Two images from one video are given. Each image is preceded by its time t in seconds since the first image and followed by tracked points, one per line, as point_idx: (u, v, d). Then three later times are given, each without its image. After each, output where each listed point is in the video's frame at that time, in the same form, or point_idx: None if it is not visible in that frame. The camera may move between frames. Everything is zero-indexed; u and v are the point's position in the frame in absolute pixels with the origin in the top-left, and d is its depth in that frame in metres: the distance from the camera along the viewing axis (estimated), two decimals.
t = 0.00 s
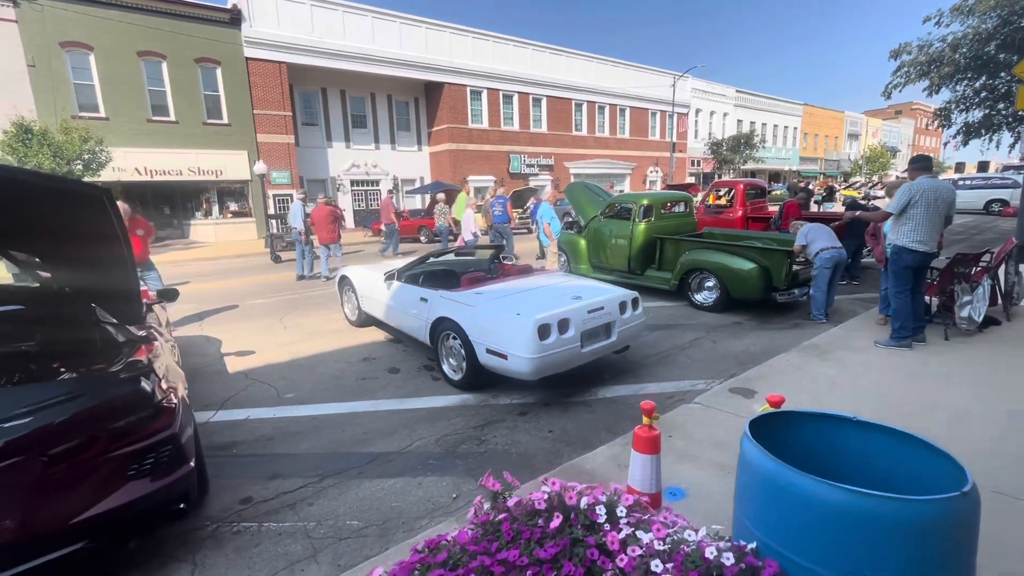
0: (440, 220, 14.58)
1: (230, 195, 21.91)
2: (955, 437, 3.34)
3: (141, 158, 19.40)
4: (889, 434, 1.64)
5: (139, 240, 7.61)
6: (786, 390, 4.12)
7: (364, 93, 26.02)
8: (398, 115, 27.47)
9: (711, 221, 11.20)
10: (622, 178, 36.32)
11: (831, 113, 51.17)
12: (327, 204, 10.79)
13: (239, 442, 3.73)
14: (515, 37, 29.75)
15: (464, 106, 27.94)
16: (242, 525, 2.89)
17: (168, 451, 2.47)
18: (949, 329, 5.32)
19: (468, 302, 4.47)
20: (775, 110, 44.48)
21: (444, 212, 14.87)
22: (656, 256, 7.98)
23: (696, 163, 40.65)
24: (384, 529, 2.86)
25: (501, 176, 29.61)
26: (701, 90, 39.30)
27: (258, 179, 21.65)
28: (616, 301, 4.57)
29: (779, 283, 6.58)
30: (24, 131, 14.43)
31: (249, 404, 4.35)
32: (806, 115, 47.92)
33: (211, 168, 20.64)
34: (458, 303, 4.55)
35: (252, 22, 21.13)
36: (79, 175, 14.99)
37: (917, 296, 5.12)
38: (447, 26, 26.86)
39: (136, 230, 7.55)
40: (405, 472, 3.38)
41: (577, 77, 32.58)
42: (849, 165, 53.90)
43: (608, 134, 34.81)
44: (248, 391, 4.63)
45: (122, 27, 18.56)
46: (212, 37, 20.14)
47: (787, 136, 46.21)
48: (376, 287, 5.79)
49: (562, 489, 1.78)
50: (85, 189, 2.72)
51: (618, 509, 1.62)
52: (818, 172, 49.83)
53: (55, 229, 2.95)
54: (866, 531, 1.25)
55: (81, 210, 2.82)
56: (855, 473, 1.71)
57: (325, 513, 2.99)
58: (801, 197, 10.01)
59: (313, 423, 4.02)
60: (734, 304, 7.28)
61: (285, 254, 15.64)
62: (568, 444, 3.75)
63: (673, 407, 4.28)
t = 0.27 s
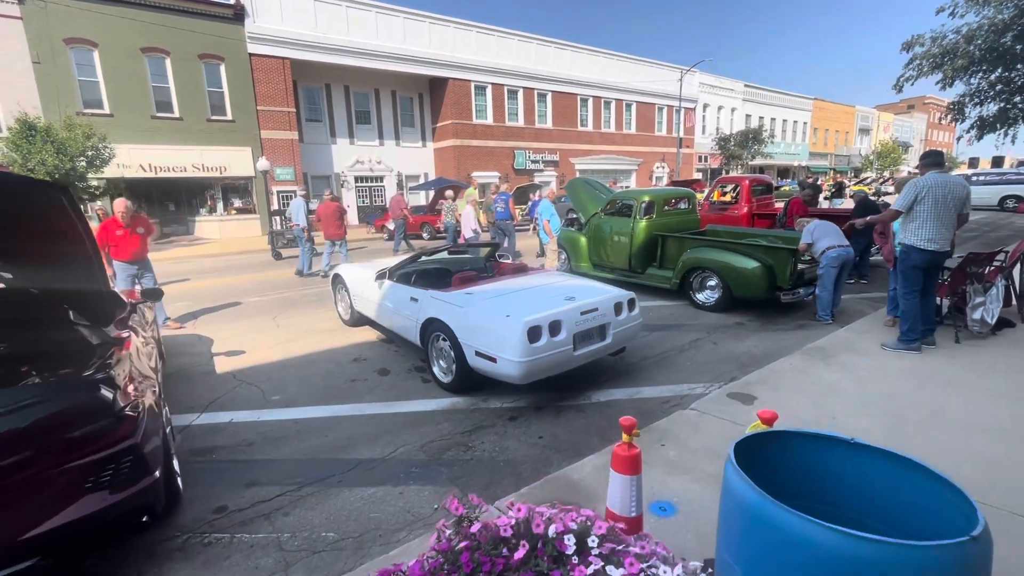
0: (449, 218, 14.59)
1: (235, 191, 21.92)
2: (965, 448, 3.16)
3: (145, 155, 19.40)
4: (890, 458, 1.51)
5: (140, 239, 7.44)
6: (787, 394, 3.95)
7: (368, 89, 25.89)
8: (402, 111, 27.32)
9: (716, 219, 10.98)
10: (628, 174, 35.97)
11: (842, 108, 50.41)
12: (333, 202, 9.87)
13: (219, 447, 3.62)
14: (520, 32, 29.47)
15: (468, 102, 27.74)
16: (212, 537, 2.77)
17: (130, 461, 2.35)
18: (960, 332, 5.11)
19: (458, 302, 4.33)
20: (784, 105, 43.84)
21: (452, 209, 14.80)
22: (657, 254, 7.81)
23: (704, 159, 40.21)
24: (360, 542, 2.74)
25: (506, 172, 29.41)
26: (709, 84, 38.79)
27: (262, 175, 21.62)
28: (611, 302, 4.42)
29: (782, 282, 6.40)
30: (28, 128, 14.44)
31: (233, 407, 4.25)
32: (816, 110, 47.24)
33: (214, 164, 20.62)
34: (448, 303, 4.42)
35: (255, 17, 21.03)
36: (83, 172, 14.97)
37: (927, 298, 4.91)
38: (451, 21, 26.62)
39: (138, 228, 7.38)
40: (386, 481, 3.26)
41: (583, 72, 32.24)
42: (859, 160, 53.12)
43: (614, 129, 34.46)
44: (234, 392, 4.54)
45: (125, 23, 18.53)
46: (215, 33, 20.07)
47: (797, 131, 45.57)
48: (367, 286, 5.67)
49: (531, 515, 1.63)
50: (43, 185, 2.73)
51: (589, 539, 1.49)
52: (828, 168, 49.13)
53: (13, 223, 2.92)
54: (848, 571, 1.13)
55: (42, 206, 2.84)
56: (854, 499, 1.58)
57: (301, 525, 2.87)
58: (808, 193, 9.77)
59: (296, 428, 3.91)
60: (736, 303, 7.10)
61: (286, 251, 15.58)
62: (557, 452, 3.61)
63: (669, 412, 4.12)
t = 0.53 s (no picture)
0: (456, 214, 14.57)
1: (240, 188, 21.91)
2: (974, 460, 2.99)
3: (151, 151, 19.45)
4: (884, 490, 1.38)
5: (146, 235, 7.39)
6: (788, 400, 3.78)
7: (373, 85, 25.79)
8: (407, 107, 27.21)
9: (721, 216, 10.75)
10: (635, 170, 35.63)
11: (854, 103, 49.62)
12: (338, 199, 9.41)
13: (199, 451, 3.53)
14: (526, 27, 29.23)
15: (474, 98, 27.57)
16: (182, 548, 2.67)
17: (91, 471, 2.27)
18: (972, 335, 4.92)
19: (447, 304, 4.21)
20: (795, 100, 43.20)
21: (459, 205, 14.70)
22: (659, 253, 7.64)
23: (712, 155, 39.78)
24: (335, 556, 2.63)
25: (511, 169, 29.22)
26: (718, 80, 38.30)
27: (267, 172, 21.62)
28: (606, 304, 4.28)
29: (787, 282, 6.21)
30: (33, 124, 14.48)
31: (217, 409, 4.16)
32: (827, 106, 46.53)
33: (219, 160, 20.64)
34: (437, 305, 4.30)
35: (259, 14, 20.98)
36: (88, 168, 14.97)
37: (938, 300, 4.72)
38: (456, 16, 26.43)
39: (145, 225, 7.35)
40: (367, 490, 3.14)
41: (590, 68, 31.92)
42: (871, 156, 52.31)
43: (621, 125, 34.13)
44: (220, 393, 4.45)
45: (130, 20, 18.54)
46: (220, 29, 20.05)
47: (807, 127, 44.92)
48: (360, 286, 5.56)
49: (492, 544, 1.50)
50: None
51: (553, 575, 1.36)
52: (839, 164, 48.42)
53: None
54: None
55: None
56: (843, 531, 1.45)
57: (275, 536, 2.77)
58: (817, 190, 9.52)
59: (280, 432, 3.81)
60: (740, 304, 6.92)
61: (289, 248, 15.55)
62: (546, 460, 3.48)
63: (665, 418, 3.97)
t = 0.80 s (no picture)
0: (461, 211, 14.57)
1: (245, 184, 21.94)
2: (980, 471, 2.83)
3: (157, 147, 19.54)
4: (867, 516, 1.27)
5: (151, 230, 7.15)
6: (786, 406, 3.64)
7: (379, 81, 25.72)
8: (413, 103, 27.11)
9: (726, 213, 10.55)
10: (643, 167, 35.29)
11: (868, 98, 48.77)
12: (338, 194, 9.38)
13: (178, 451, 3.46)
14: (534, 22, 28.98)
15: (480, 94, 27.41)
16: (150, 553, 2.59)
17: (46, 479, 2.19)
18: (983, 338, 4.71)
19: (435, 302, 4.11)
20: (807, 96, 42.53)
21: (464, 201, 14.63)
22: (660, 251, 7.49)
23: (721, 152, 39.30)
24: (306, 563, 2.53)
25: (518, 165, 29.06)
26: (728, 75, 37.78)
27: (272, 168, 21.65)
28: (598, 304, 4.15)
29: (790, 282, 6.04)
30: (39, 120, 14.59)
31: (202, 408, 4.10)
32: (840, 101, 45.77)
33: (225, 156, 20.69)
34: (426, 303, 4.20)
35: (265, 9, 20.96)
36: (94, 164, 15.05)
37: (947, 301, 4.53)
38: (462, 11, 26.24)
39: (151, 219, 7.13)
40: (345, 494, 3.05)
41: (598, 63, 31.61)
42: (885, 153, 51.41)
43: (629, 121, 33.80)
44: (207, 392, 4.38)
45: (137, 15, 18.61)
46: (225, 25, 20.05)
47: (819, 124, 44.24)
48: (352, 284, 5.47)
49: (441, 564, 1.40)
50: None
51: None
52: (851, 161, 47.65)
53: None
54: None
55: None
56: (824, 559, 1.34)
57: (246, 541, 2.68)
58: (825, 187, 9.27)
59: (262, 432, 3.73)
60: (742, 304, 6.75)
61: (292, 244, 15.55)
62: (531, 465, 3.36)
63: (658, 422, 3.84)
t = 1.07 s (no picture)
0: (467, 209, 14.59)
1: (251, 180, 22.13)
2: (984, 483, 2.69)
3: (163, 144, 19.63)
4: (836, 542, 1.43)
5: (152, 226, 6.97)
6: (781, 411, 3.51)
7: (385, 77, 25.66)
8: (419, 99, 27.02)
9: (731, 211, 10.37)
10: (651, 164, 34.95)
11: (882, 95, 47.91)
12: (337, 190, 9.33)
13: (156, 451, 3.40)
14: (541, 17, 28.74)
15: (487, 90, 27.25)
16: (115, 558, 2.51)
17: None
18: (990, 342, 4.54)
19: (422, 300, 4.02)
20: (819, 92, 41.87)
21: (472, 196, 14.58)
22: (662, 249, 7.35)
23: (731, 149, 38.83)
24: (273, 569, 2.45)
25: (524, 162, 28.88)
26: (738, 71, 37.27)
27: (277, 164, 21.68)
28: (589, 304, 4.02)
29: (793, 281, 5.87)
30: (46, 116, 14.69)
31: (185, 406, 4.04)
32: (853, 98, 44.99)
33: (230, 153, 20.74)
34: (413, 301, 4.11)
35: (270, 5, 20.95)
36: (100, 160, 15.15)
37: (954, 304, 4.36)
38: (469, 6, 26.06)
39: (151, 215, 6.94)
40: (319, 498, 2.96)
41: (605, 59, 31.30)
42: (899, 151, 50.51)
43: (637, 118, 33.47)
44: (192, 389, 4.33)
45: (143, 12, 18.69)
46: (231, 21, 20.09)
47: (832, 121, 43.55)
48: (343, 281, 5.40)
49: None
50: None
51: None
52: (864, 159, 46.87)
53: None
54: None
55: None
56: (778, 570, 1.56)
57: (214, 546, 2.60)
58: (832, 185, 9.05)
59: (243, 432, 3.67)
60: (743, 304, 6.59)
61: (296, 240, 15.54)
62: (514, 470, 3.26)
63: (648, 426, 3.72)
